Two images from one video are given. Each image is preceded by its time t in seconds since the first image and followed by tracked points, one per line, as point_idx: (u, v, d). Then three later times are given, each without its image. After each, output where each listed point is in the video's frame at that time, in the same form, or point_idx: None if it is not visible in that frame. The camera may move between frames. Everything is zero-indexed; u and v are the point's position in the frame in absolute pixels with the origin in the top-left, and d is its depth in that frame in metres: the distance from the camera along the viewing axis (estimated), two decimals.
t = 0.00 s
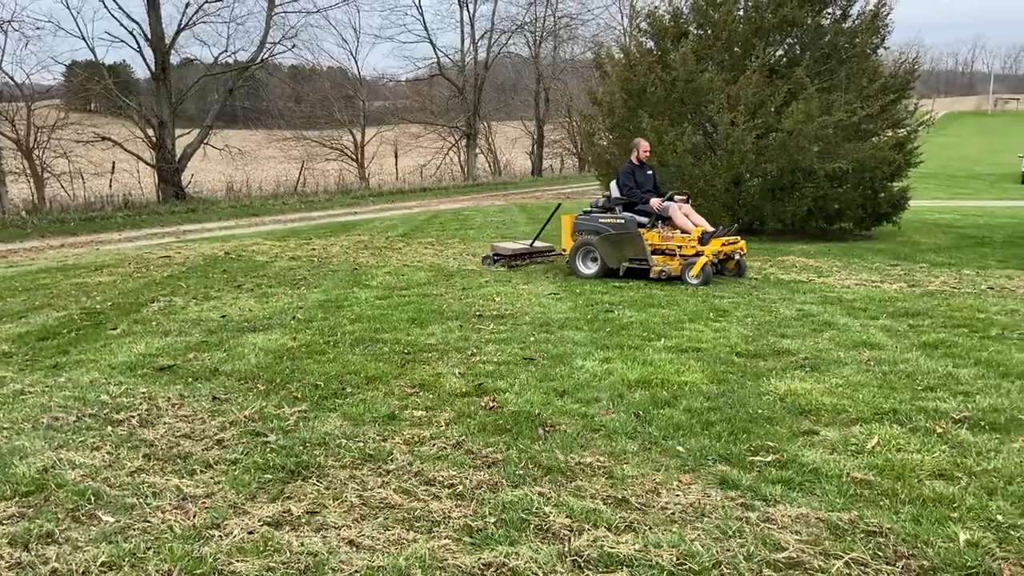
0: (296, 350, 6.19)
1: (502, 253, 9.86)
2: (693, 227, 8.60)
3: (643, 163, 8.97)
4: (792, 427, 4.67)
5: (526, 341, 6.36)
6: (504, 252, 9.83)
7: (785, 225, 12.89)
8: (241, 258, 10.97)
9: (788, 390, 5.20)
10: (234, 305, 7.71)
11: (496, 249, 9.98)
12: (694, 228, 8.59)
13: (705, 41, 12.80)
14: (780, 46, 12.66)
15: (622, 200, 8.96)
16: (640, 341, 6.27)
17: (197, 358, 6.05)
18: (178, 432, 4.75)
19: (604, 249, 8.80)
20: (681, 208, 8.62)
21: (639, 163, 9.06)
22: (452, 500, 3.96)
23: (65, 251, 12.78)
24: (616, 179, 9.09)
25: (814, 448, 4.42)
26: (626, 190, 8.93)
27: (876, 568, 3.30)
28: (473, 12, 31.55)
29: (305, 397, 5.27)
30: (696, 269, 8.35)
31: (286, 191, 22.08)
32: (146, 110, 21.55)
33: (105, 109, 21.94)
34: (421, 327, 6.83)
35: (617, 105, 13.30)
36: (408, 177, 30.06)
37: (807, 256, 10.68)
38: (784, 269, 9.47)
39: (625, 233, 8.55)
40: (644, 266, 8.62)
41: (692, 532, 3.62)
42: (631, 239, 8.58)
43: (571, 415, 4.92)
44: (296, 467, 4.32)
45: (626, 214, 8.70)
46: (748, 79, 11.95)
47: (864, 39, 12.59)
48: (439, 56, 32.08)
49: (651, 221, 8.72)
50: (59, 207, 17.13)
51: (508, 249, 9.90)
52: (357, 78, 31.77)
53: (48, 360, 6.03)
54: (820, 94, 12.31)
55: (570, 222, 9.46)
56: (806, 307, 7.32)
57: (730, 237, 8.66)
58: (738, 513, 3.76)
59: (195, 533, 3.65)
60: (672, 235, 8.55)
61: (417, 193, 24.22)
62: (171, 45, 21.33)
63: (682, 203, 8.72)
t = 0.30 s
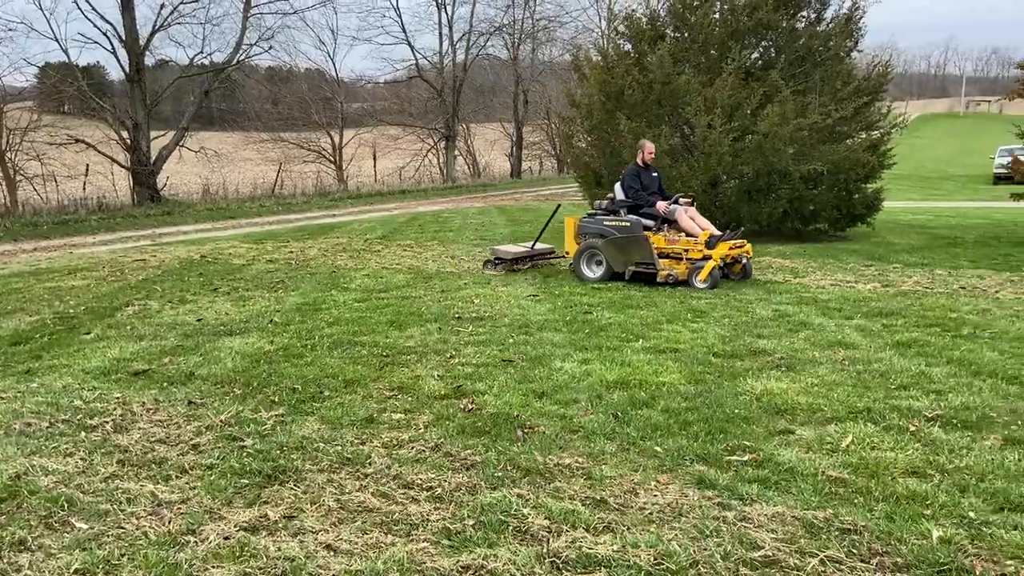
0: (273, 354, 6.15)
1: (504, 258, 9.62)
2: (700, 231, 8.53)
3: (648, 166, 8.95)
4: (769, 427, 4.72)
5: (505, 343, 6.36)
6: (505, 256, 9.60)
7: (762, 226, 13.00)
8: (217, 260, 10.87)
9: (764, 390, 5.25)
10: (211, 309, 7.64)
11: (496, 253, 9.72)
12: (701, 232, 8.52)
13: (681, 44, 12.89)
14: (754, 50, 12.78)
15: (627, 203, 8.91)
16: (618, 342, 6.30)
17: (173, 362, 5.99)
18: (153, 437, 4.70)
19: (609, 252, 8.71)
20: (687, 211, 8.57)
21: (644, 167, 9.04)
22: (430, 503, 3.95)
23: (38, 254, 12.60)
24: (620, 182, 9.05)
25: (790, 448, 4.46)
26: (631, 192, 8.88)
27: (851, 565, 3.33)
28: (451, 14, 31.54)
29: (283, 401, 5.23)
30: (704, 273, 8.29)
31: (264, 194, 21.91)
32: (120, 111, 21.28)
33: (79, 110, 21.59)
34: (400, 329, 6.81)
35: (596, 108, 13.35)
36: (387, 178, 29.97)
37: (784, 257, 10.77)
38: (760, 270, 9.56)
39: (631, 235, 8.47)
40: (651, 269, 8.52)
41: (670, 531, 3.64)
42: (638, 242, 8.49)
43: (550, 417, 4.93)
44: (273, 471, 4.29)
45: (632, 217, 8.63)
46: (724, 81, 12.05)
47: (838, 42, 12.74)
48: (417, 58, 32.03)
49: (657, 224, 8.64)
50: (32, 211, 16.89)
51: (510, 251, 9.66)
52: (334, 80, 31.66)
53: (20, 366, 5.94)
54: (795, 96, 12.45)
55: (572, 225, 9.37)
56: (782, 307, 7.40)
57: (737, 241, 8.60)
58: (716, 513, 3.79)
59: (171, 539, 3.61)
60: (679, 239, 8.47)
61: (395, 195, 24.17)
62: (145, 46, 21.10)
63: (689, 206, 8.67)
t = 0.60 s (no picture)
0: (248, 357, 6.09)
1: (505, 261, 9.45)
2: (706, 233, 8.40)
3: (651, 167, 8.76)
4: (744, 426, 4.76)
5: (482, 345, 6.35)
6: (507, 259, 9.42)
7: (739, 228, 13.11)
8: (191, 263, 10.78)
9: (739, 390, 5.29)
10: (184, 312, 7.56)
11: (497, 256, 9.53)
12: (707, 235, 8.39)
13: (657, 46, 12.97)
14: (729, 52, 12.90)
15: (630, 205, 8.73)
16: (595, 343, 6.32)
17: (145, 366, 5.92)
18: (125, 443, 4.63)
19: (614, 256, 8.57)
20: (692, 213, 8.42)
21: (647, 168, 8.84)
22: (407, 506, 3.93)
23: (7, 258, 12.41)
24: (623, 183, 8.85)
25: (765, 446, 4.49)
26: (634, 194, 8.69)
27: (824, 562, 3.37)
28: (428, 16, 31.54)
29: (258, 405, 5.19)
30: (711, 276, 8.18)
31: (239, 196, 21.73)
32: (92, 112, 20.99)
33: (50, 111, 21.26)
34: (377, 331, 6.78)
35: (572, 109, 13.39)
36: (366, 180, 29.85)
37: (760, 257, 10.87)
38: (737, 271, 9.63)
39: (636, 238, 8.33)
40: (658, 273, 8.40)
41: (647, 531, 3.65)
42: (644, 245, 8.36)
43: (528, 418, 4.93)
44: (248, 476, 4.24)
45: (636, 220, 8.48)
46: (699, 83, 12.14)
47: (811, 45, 12.90)
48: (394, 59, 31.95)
49: (662, 226, 8.50)
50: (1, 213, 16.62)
51: (510, 255, 9.50)
52: (311, 81, 31.45)
53: None
54: (769, 98, 12.58)
55: (574, 227, 9.23)
56: (757, 307, 7.47)
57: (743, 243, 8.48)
58: (692, 512, 3.81)
59: (143, 546, 3.57)
60: (685, 241, 8.34)
61: (372, 197, 24.08)
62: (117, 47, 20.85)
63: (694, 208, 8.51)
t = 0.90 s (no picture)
0: (220, 361, 6.03)
1: (504, 263, 9.52)
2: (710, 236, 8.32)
3: (654, 168, 8.69)
4: (717, 425, 4.80)
5: (457, 346, 6.34)
6: (505, 261, 9.51)
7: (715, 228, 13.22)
8: (162, 266, 10.64)
9: (713, 389, 5.33)
10: (155, 316, 7.46)
11: (495, 259, 9.61)
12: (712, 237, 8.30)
13: (630, 48, 13.03)
14: (702, 54, 12.99)
15: (633, 206, 8.69)
16: (571, 344, 6.34)
17: (115, 371, 5.83)
18: (94, 449, 4.56)
19: (617, 258, 8.57)
20: (696, 215, 8.36)
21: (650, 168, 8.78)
22: (382, 508, 3.91)
23: None
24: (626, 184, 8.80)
25: (738, 445, 4.53)
26: (637, 196, 8.64)
27: (796, 559, 3.40)
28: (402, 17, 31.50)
29: (230, 409, 5.14)
30: (716, 279, 8.11)
31: (212, 198, 21.49)
32: (60, 113, 20.63)
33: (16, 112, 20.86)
34: (352, 334, 6.74)
35: (547, 111, 13.41)
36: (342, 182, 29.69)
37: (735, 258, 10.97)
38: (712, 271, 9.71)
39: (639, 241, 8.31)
40: (662, 275, 8.37)
41: (621, 530, 3.67)
42: (647, 247, 8.34)
43: (503, 419, 4.93)
44: (220, 480, 4.20)
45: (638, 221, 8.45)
46: (672, 85, 12.23)
47: (782, 47, 13.05)
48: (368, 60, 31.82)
49: (665, 228, 8.46)
50: None
51: (509, 257, 9.57)
52: (284, 82, 31.20)
53: None
54: (742, 100, 12.71)
55: (576, 228, 9.22)
56: (731, 307, 7.53)
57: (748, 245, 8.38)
58: (666, 511, 3.83)
59: (113, 552, 3.51)
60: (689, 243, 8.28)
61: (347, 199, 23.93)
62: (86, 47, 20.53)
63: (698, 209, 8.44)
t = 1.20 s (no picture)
0: (190, 365, 5.95)
1: (503, 265, 9.54)
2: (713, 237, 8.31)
3: (654, 169, 8.72)
4: (690, 424, 4.83)
5: (430, 348, 6.32)
6: (503, 262, 9.53)
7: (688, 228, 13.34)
8: (131, 269, 10.47)
9: (685, 388, 5.37)
10: (122, 320, 7.34)
11: (494, 260, 9.62)
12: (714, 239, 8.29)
13: (602, 49, 13.07)
14: (673, 56, 13.08)
15: (633, 207, 8.71)
16: (545, 344, 6.35)
17: (82, 375, 5.73)
18: (60, 455, 4.47)
19: (618, 260, 8.57)
20: (697, 216, 8.37)
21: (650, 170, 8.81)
22: (355, 511, 3.88)
23: None
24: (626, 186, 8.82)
25: (710, 444, 4.57)
26: (638, 197, 8.67)
27: (768, 556, 3.44)
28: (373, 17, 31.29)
29: (200, 413, 5.07)
30: (720, 281, 8.08)
31: (182, 200, 21.20)
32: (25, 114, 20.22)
33: None
34: (324, 336, 6.69)
35: (520, 111, 13.42)
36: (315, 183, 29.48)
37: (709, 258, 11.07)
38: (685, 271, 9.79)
39: (641, 243, 8.31)
40: (665, 277, 8.35)
41: (595, 530, 3.68)
42: (649, 249, 8.34)
43: (477, 421, 4.92)
44: (190, 485, 4.14)
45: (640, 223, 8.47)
46: (643, 86, 12.30)
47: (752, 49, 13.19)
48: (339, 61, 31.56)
49: (667, 229, 8.47)
50: None
51: (508, 259, 9.60)
52: (255, 82, 30.86)
53: None
54: (713, 101, 12.82)
55: (575, 231, 9.24)
56: (703, 306, 7.60)
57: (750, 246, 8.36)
58: (639, 510, 3.85)
59: (81, 560, 3.45)
60: (692, 245, 8.27)
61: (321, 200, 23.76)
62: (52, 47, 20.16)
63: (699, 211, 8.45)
